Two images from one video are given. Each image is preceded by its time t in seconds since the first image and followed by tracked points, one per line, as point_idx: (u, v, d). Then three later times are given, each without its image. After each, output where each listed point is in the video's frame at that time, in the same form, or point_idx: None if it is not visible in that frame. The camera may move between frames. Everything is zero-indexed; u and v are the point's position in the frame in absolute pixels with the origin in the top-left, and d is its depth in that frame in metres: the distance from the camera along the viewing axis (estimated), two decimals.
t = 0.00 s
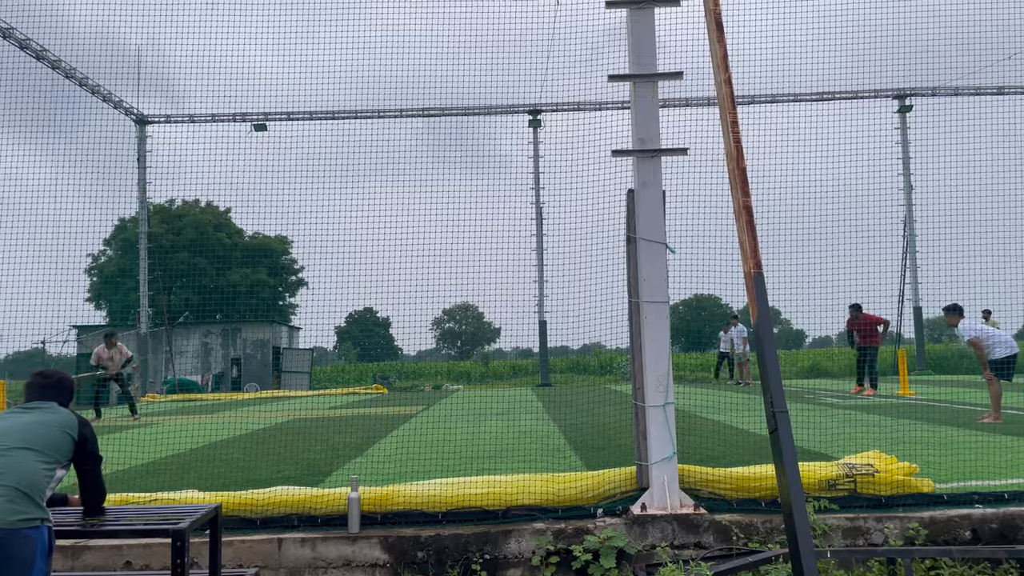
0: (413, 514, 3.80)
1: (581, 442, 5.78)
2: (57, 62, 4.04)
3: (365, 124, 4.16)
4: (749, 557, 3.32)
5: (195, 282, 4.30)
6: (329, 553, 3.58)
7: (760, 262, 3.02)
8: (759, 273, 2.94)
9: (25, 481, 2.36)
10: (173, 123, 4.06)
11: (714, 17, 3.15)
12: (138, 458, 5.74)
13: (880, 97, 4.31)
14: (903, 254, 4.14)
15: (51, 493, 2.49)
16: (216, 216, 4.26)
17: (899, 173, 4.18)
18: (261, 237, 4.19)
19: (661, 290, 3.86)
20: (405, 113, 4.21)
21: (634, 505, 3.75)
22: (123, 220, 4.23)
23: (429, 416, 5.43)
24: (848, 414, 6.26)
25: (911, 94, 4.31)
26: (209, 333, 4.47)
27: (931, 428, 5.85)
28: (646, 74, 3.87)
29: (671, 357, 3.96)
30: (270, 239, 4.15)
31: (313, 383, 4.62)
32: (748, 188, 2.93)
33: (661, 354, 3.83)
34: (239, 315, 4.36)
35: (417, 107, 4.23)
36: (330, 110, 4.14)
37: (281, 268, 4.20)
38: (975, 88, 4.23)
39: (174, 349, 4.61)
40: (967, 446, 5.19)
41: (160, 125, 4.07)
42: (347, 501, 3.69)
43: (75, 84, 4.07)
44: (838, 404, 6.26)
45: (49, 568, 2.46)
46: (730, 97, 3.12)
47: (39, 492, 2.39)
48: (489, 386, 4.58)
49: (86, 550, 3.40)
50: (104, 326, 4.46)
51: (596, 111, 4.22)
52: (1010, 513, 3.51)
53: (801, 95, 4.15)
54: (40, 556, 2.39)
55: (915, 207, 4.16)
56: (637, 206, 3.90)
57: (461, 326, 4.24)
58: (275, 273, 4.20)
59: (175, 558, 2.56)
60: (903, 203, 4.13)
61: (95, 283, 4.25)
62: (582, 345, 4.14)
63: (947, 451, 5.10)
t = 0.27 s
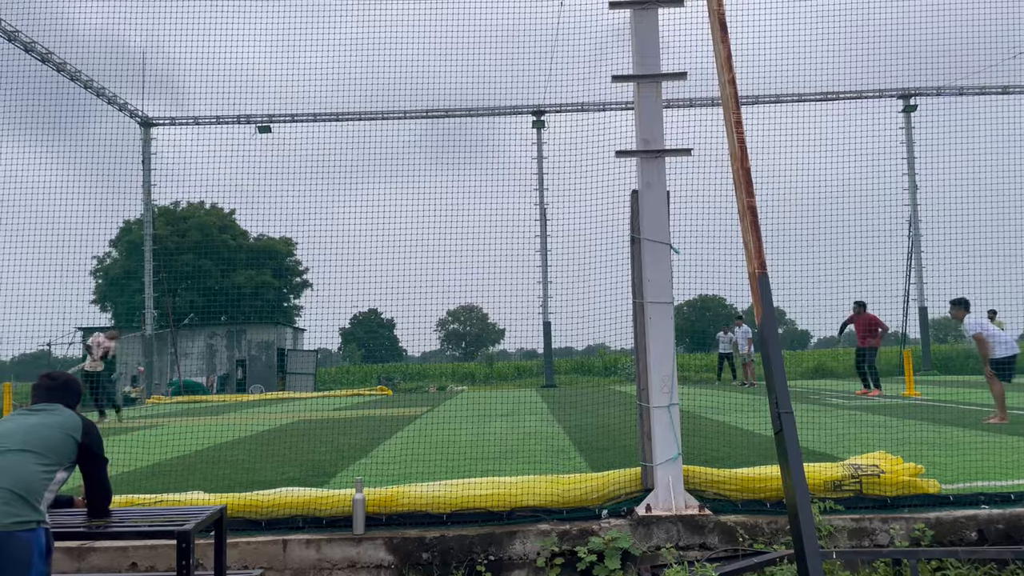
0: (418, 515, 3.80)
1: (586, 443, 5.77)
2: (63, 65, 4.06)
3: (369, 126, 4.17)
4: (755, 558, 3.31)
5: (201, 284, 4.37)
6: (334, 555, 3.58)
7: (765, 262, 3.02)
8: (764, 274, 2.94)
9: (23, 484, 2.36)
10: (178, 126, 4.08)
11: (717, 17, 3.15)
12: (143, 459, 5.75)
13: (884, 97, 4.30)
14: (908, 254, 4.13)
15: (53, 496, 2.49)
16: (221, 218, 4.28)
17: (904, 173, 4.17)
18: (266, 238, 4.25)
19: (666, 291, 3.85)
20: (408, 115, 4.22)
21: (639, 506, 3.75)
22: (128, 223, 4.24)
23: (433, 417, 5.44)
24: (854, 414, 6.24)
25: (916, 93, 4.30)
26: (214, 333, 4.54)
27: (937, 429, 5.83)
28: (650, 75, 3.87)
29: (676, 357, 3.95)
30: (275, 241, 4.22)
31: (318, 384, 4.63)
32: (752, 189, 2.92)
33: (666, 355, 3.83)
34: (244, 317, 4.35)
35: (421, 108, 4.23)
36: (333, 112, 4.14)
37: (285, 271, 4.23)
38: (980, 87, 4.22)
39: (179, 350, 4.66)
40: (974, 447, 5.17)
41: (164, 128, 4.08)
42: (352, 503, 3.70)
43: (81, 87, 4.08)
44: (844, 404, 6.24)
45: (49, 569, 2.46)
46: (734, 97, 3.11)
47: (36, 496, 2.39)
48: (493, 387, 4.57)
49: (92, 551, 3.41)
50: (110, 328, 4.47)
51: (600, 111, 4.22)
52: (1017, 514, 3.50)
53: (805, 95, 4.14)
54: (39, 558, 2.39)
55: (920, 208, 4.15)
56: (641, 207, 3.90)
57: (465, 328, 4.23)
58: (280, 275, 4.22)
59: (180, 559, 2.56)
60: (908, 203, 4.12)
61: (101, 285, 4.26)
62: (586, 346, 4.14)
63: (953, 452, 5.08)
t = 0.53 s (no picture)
0: (425, 516, 3.81)
1: (594, 444, 5.77)
2: (71, 67, 4.07)
3: (376, 127, 4.17)
4: (763, 558, 3.30)
5: (209, 285, 4.39)
6: (342, 555, 3.58)
7: (773, 262, 3.01)
8: (772, 274, 2.93)
9: (23, 492, 2.37)
10: (186, 127, 4.09)
11: (724, 17, 3.14)
12: (152, 460, 5.77)
13: (892, 96, 4.29)
14: (916, 254, 4.12)
15: (58, 502, 2.51)
16: (229, 220, 4.31)
17: (913, 172, 4.16)
18: (274, 239, 4.22)
19: (673, 291, 3.85)
20: (415, 116, 4.22)
21: (647, 506, 3.74)
22: (136, 223, 4.24)
23: (440, 418, 5.44)
24: (862, 415, 6.22)
25: (924, 93, 4.28)
26: (221, 334, 4.51)
27: (946, 429, 5.80)
28: (657, 75, 3.87)
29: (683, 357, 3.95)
30: (284, 242, 4.20)
31: (325, 385, 4.64)
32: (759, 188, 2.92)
33: (673, 355, 3.82)
34: (251, 317, 4.37)
35: (428, 109, 4.24)
36: (341, 113, 4.15)
37: (293, 271, 4.21)
38: (988, 86, 4.20)
39: (187, 351, 4.63)
40: (983, 447, 5.15)
41: (172, 129, 4.09)
42: (359, 503, 3.70)
43: (89, 89, 4.10)
44: (853, 405, 6.22)
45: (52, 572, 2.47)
46: (741, 96, 3.11)
47: (37, 503, 2.40)
48: (500, 387, 4.57)
49: (101, 552, 3.42)
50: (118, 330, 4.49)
51: (607, 112, 4.22)
52: None
53: (813, 94, 4.13)
54: (39, 562, 2.40)
55: (929, 207, 4.13)
56: (648, 207, 3.89)
57: (472, 328, 4.24)
58: (287, 276, 4.22)
59: (188, 560, 2.57)
60: (916, 203, 4.11)
61: (109, 286, 4.28)
62: (593, 346, 4.15)
63: (962, 452, 5.06)
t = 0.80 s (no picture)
0: (436, 516, 3.81)
1: (604, 444, 5.76)
2: (83, 69, 4.10)
3: (386, 128, 4.18)
4: (775, 559, 3.29)
5: (220, 286, 4.39)
6: (353, 554, 3.59)
7: (784, 261, 3.00)
8: (783, 273, 2.92)
9: (36, 497, 2.38)
10: (197, 128, 4.11)
11: (735, 16, 3.14)
12: (163, 460, 5.80)
13: (904, 95, 4.27)
14: (928, 253, 4.10)
15: (72, 505, 2.52)
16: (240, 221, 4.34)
17: (924, 171, 4.14)
18: (284, 240, 4.23)
19: (683, 291, 3.85)
20: (424, 116, 4.23)
21: (657, 507, 3.74)
22: (148, 224, 4.26)
23: (450, 418, 5.45)
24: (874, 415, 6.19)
25: (935, 91, 4.26)
26: (232, 335, 4.55)
27: (959, 429, 5.76)
28: (667, 74, 3.86)
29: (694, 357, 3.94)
30: (294, 243, 4.19)
31: (335, 385, 4.65)
32: (771, 187, 2.91)
33: (684, 356, 3.81)
34: (262, 318, 4.37)
35: (437, 110, 4.24)
36: (351, 114, 4.17)
37: (303, 272, 4.27)
38: (1000, 84, 4.18)
39: (198, 351, 4.71)
40: (997, 448, 5.11)
41: (184, 130, 4.11)
42: (370, 503, 3.71)
43: (101, 91, 4.13)
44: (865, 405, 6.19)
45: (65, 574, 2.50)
46: (752, 95, 3.10)
47: (50, 508, 2.41)
48: (510, 387, 4.58)
49: (114, 551, 3.44)
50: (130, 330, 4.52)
51: (617, 112, 4.21)
52: None
53: (823, 93, 4.11)
54: (54, 565, 2.43)
55: (941, 206, 4.11)
56: (658, 207, 3.89)
57: (481, 328, 4.25)
58: (297, 276, 4.27)
59: (201, 559, 2.59)
60: (928, 202, 4.09)
61: (122, 287, 4.29)
62: (603, 346, 4.15)
63: (975, 453, 5.03)
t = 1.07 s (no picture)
0: (448, 516, 3.81)
1: (615, 444, 5.75)
2: (98, 70, 4.13)
3: (397, 128, 4.19)
4: (789, 560, 3.27)
5: (232, 286, 4.45)
6: (367, 554, 3.60)
7: (799, 261, 2.99)
8: (798, 273, 2.90)
9: (56, 496, 2.40)
10: (210, 129, 4.13)
11: (749, 14, 3.12)
12: (177, 459, 5.83)
13: (917, 93, 4.24)
14: (942, 252, 4.07)
15: (91, 503, 2.54)
16: (252, 221, 4.36)
17: (939, 170, 4.11)
18: (295, 241, 4.29)
19: (696, 290, 3.84)
20: (436, 116, 4.24)
21: (670, 507, 3.73)
22: (163, 225, 4.32)
23: (461, 418, 5.45)
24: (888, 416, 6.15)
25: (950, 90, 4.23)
26: (244, 334, 4.48)
27: (974, 430, 5.72)
28: (679, 74, 3.85)
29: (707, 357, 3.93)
30: (305, 243, 4.27)
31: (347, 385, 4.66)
32: (785, 186, 2.90)
33: (697, 356, 3.80)
34: (274, 317, 4.40)
35: (449, 110, 4.25)
36: (363, 114, 4.18)
37: (315, 271, 4.35)
38: (1015, 83, 4.15)
39: (212, 351, 4.70)
40: (1013, 449, 5.06)
41: (197, 131, 4.13)
42: (383, 502, 3.72)
43: (115, 92, 4.15)
44: (879, 405, 6.15)
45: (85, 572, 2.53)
46: (766, 94, 3.09)
47: (70, 507, 2.43)
48: (521, 387, 4.58)
49: (130, 549, 3.47)
50: (144, 330, 4.54)
51: (629, 111, 4.20)
52: None
53: (837, 92, 4.09)
54: (74, 563, 2.46)
55: (956, 205, 4.09)
56: (671, 206, 3.88)
57: (493, 329, 4.27)
58: (309, 276, 4.34)
59: (217, 558, 2.60)
60: (943, 201, 4.06)
61: (136, 287, 4.35)
62: (614, 346, 4.14)
63: (991, 454, 4.99)
